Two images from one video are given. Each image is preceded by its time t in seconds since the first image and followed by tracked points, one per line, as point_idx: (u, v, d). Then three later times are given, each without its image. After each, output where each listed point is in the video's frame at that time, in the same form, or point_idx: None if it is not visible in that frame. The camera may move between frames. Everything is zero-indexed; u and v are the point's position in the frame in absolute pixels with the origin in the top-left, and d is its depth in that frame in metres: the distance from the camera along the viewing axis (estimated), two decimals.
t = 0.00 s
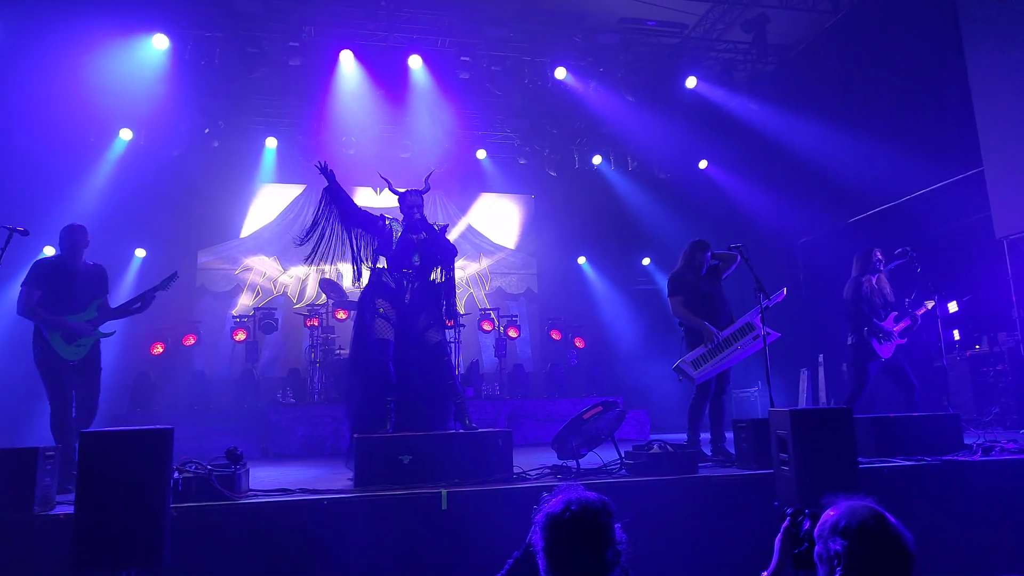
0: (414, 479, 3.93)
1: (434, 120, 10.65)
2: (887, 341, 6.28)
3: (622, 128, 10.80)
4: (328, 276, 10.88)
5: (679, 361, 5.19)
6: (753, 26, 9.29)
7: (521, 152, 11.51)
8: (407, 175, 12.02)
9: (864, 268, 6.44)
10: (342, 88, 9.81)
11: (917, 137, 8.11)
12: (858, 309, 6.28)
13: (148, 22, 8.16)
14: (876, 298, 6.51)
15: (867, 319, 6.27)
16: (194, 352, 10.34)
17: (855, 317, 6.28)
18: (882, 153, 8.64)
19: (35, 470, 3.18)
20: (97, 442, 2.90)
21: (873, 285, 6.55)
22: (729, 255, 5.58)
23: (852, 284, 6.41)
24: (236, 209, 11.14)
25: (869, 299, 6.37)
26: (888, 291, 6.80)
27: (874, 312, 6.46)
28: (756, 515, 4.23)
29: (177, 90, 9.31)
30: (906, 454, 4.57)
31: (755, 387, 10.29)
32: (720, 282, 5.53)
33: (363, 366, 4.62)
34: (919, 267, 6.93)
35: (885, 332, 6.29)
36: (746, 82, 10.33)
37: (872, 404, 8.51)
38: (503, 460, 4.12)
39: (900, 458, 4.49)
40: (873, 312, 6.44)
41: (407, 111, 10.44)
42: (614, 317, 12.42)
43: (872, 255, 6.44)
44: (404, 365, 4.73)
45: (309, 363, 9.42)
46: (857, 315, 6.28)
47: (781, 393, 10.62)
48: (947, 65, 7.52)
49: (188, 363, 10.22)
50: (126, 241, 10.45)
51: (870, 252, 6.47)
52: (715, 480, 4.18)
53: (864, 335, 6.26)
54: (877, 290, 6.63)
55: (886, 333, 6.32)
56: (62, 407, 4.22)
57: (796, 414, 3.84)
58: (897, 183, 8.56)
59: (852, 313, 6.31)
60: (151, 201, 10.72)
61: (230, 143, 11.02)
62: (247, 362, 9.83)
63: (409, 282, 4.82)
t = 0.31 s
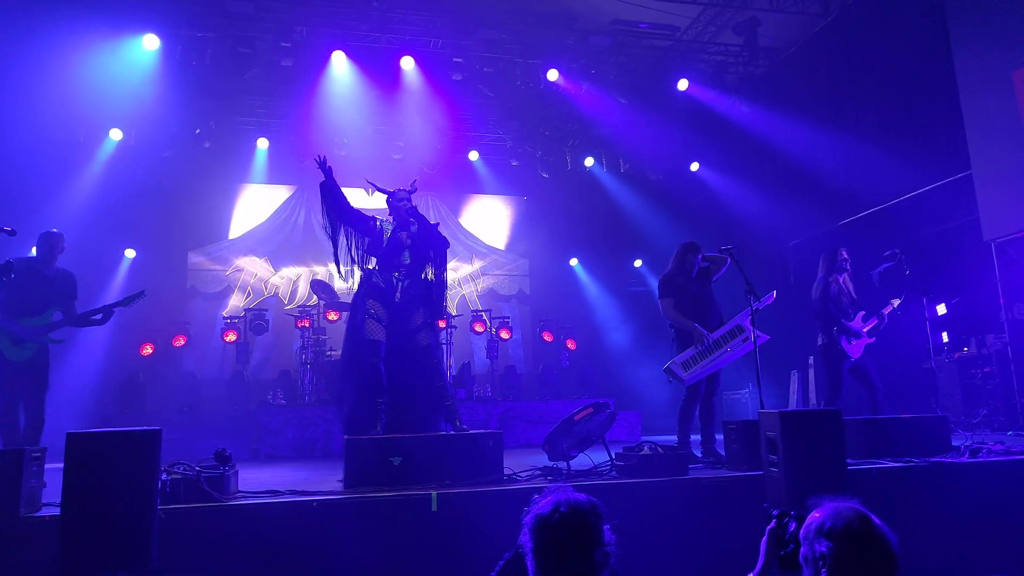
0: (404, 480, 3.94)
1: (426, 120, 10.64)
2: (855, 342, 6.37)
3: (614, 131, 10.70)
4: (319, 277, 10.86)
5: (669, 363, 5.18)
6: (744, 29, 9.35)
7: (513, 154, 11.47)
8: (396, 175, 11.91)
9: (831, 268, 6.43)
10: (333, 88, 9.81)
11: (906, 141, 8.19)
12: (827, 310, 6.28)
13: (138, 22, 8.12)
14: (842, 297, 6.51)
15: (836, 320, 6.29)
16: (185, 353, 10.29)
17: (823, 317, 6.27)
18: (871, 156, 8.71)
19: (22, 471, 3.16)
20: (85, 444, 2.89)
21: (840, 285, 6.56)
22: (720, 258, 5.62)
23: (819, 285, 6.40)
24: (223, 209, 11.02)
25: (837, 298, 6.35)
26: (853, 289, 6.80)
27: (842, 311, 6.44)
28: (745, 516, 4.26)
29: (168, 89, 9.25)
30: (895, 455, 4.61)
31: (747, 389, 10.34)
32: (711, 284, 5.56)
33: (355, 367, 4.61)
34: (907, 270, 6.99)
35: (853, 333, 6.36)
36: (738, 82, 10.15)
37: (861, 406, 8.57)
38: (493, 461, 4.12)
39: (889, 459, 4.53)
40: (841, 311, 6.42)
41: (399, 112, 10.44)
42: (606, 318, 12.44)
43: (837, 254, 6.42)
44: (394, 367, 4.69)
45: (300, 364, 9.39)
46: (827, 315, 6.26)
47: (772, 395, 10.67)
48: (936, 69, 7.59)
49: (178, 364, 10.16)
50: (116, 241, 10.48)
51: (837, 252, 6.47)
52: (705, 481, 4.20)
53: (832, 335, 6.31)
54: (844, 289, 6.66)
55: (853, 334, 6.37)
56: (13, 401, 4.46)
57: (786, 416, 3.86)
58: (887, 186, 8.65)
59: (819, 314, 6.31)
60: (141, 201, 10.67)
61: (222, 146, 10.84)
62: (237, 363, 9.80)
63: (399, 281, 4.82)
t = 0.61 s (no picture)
0: (395, 483, 3.94)
1: (414, 121, 10.60)
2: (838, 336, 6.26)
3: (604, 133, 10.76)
4: (309, 280, 10.83)
5: (658, 364, 5.21)
6: (732, 30, 9.51)
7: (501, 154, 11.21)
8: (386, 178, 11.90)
9: (807, 264, 6.40)
10: (321, 90, 9.77)
11: (892, 142, 8.29)
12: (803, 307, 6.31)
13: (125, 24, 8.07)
14: (822, 294, 6.43)
15: (813, 317, 6.31)
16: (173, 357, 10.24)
17: (797, 315, 6.35)
18: (858, 157, 8.82)
19: (9, 478, 3.14)
20: (73, 450, 2.87)
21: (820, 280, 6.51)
22: (706, 258, 5.65)
23: (795, 282, 6.41)
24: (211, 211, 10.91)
25: (811, 296, 6.35)
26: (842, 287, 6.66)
27: (821, 309, 6.41)
28: (735, 517, 4.30)
29: (153, 92, 9.17)
30: (884, 454, 4.67)
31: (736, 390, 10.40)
32: (699, 284, 5.60)
33: (345, 371, 4.60)
34: (894, 270, 7.07)
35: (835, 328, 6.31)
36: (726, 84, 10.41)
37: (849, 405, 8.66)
38: (484, 463, 4.14)
39: (877, 458, 4.58)
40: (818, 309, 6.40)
41: (388, 113, 10.41)
42: (596, 320, 12.47)
43: (812, 253, 6.38)
44: (385, 370, 4.70)
45: (290, 367, 9.35)
46: (799, 313, 6.34)
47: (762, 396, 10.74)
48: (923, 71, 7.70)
49: (167, 368, 10.10)
50: (103, 245, 10.37)
51: (814, 250, 6.41)
52: (695, 482, 4.24)
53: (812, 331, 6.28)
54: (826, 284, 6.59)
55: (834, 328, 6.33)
56: None
57: (774, 416, 3.91)
58: (874, 187, 8.77)
59: (795, 311, 6.35)
60: (129, 203, 10.59)
61: (209, 146, 10.75)
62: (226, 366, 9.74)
63: (388, 283, 4.83)
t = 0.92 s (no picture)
0: (394, 484, 3.96)
1: (411, 122, 10.61)
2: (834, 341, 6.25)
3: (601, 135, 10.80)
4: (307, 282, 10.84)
5: (655, 366, 5.24)
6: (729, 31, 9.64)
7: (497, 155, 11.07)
8: (383, 180, 12.01)
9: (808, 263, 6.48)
10: (317, 92, 9.76)
11: (889, 142, 8.33)
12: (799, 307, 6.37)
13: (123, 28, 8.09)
14: (822, 293, 6.47)
15: (809, 320, 6.34)
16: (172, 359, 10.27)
17: (794, 313, 6.40)
18: (854, 158, 8.86)
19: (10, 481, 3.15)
20: (73, 451, 2.88)
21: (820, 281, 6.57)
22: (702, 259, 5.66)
23: (793, 282, 6.50)
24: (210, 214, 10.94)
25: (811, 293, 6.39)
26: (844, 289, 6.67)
27: (820, 308, 6.43)
28: (733, 518, 4.32)
29: (150, 96, 9.17)
30: (883, 455, 4.69)
31: (734, 391, 10.42)
32: (696, 285, 5.62)
33: (344, 373, 4.63)
34: (892, 270, 7.09)
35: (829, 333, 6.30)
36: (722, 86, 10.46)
37: (847, 406, 8.69)
38: (483, 465, 4.15)
39: (876, 459, 4.60)
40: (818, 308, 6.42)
41: (385, 115, 10.42)
42: (595, 321, 12.48)
43: (811, 250, 6.51)
44: (384, 372, 4.73)
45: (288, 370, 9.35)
46: (798, 310, 6.39)
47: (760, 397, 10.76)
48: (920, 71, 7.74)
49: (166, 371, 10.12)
50: (102, 248, 10.43)
51: (814, 248, 6.54)
52: (693, 483, 4.26)
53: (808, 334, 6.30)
54: (828, 285, 6.62)
55: (829, 333, 6.32)
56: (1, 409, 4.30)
57: (771, 417, 3.93)
58: (870, 188, 8.83)
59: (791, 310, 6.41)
60: (128, 206, 10.64)
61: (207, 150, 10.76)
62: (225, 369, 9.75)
63: (386, 284, 4.85)
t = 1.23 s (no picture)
0: (398, 484, 3.98)
1: (414, 122, 10.60)
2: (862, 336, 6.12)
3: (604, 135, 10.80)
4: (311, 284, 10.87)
5: (660, 366, 5.25)
6: (734, 30, 9.68)
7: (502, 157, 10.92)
8: (385, 181, 12.04)
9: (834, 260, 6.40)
10: (319, 92, 9.73)
11: (894, 141, 8.31)
12: (824, 304, 6.27)
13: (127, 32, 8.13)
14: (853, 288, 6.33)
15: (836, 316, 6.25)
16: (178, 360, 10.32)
17: (821, 312, 6.31)
18: (859, 157, 8.84)
19: (20, 481, 3.18)
20: (82, 452, 2.91)
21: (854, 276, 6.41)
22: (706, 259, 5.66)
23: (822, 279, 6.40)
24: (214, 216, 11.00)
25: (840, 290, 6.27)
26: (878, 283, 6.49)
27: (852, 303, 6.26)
28: (738, 517, 4.32)
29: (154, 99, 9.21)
30: (887, 455, 4.68)
31: (739, 391, 10.39)
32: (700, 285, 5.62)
33: (348, 374, 4.65)
34: (897, 269, 7.05)
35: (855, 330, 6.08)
36: (728, 84, 10.43)
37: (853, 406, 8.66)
38: (488, 465, 4.15)
39: (881, 459, 4.59)
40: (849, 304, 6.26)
41: (388, 115, 10.40)
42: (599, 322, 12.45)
43: (839, 245, 6.37)
44: (388, 372, 4.76)
45: (293, 371, 9.37)
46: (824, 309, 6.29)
47: (765, 397, 10.74)
48: (926, 69, 7.71)
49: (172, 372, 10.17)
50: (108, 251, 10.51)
51: (841, 243, 6.40)
52: (696, 482, 4.27)
53: (835, 331, 6.19)
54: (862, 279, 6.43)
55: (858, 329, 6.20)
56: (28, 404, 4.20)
57: (777, 417, 3.93)
58: (875, 187, 8.81)
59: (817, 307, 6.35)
60: (133, 208, 10.69)
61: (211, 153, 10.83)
62: (231, 370, 9.79)
63: (390, 285, 4.85)
